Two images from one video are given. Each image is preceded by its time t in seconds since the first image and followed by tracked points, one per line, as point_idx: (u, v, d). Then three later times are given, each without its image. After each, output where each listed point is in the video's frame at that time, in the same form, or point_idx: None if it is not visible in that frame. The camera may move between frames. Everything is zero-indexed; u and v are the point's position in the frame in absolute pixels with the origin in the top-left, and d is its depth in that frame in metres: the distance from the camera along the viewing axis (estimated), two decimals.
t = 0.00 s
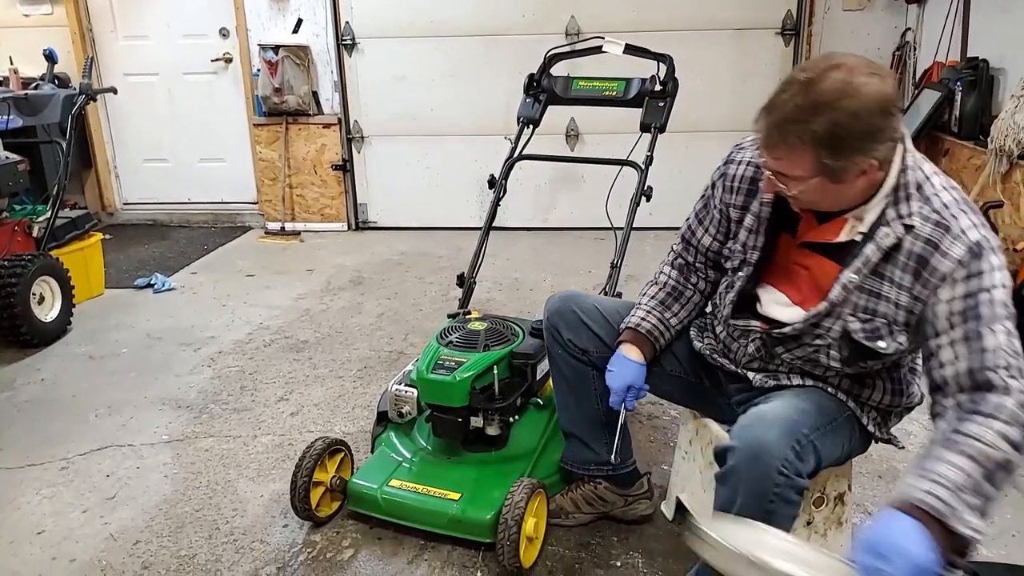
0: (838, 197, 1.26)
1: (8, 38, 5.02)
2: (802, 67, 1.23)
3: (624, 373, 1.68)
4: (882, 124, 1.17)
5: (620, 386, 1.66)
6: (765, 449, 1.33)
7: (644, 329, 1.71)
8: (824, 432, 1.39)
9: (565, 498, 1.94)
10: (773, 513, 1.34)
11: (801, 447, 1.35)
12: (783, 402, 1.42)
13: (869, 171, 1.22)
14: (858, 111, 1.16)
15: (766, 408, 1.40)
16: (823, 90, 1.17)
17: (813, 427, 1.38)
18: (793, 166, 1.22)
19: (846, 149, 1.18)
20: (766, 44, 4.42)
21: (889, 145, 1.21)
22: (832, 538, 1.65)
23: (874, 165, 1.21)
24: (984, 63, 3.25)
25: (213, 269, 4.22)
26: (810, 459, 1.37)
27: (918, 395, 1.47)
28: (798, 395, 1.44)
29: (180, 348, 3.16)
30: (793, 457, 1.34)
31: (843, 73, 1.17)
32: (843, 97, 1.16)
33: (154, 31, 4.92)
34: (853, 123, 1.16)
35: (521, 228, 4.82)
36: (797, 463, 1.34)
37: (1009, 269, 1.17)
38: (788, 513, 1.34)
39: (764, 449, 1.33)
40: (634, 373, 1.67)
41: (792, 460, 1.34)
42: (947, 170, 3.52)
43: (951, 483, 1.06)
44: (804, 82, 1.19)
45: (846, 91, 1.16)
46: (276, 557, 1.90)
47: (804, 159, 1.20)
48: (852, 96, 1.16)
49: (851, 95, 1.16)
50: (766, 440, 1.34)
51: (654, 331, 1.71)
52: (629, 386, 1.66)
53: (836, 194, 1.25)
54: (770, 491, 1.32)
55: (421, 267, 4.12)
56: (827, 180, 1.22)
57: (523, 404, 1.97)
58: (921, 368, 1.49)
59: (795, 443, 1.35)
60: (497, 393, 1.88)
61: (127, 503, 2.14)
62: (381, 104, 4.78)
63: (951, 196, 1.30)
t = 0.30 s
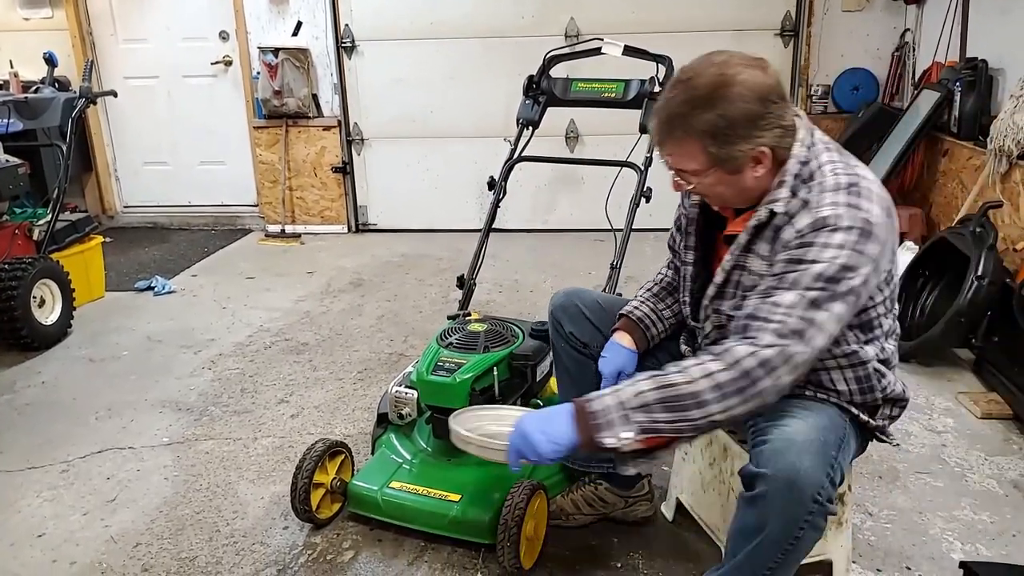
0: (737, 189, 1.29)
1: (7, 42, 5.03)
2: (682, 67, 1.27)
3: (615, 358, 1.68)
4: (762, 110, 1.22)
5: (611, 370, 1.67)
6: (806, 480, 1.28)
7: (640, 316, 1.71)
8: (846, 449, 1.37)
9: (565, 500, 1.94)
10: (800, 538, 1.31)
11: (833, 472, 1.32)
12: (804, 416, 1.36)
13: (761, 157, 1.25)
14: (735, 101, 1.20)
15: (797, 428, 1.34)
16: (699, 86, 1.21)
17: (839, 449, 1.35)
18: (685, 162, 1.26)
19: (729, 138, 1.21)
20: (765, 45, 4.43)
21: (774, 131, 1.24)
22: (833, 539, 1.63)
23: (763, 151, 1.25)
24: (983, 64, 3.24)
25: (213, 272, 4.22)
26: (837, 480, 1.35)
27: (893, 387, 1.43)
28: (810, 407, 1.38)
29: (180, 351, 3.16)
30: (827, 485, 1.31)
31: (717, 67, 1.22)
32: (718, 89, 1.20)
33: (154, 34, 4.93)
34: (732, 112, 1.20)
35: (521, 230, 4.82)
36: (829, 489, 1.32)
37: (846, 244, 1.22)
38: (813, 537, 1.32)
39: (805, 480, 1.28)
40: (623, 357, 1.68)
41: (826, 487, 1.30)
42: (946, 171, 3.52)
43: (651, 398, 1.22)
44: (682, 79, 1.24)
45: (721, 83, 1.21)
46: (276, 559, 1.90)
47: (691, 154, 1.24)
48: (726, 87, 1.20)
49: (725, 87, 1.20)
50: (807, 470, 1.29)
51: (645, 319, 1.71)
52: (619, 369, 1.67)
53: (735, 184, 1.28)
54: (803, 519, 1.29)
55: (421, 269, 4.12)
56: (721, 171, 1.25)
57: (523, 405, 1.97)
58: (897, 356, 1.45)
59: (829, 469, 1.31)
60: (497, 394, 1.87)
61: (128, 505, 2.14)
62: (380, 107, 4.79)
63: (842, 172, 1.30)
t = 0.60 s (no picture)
0: (664, 212, 1.38)
1: (7, 43, 5.03)
2: (595, 102, 1.36)
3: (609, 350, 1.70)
4: (672, 138, 1.30)
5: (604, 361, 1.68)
6: (733, 454, 1.32)
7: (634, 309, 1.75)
8: (792, 430, 1.39)
9: (564, 501, 1.97)
10: (745, 517, 1.33)
11: (767, 448, 1.35)
12: (745, 403, 1.43)
13: (679, 181, 1.33)
14: (644, 130, 1.29)
15: (732, 411, 1.41)
16: (609, 119, 1.31)
17: (776, 426, 1.38)
18: (608, 192, 1.35)
19: (645, 165, 1.30)
20: (764, 46, 4.43)
21: (689, 154, 1.33)
22: (832, 539, 1.63)
23: (680, 175, 1.33)
24: (983, 64, 3.23)
25: (213, 272, 4.22)
26: (778, 460, 1.37)
27: (855, 376, 1.44)
28: (762, 395, 1.44)
29: (180, 351, 3.15)
30: (761, 460, 1.34)
31: (624, 101, 1.31)
32: (628, 121, 1.29)
33: (154, 35, 4.93)
34: (645, 141, 1.29)
35: (520, 230, 4.82)
36: (765, 465, 1.34)
37: (729, 277, 1.30)
38: (758, 514, 1.34)
39: (732, 454, 1.32)
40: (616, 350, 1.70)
41: (758, 462, 1.33)
42: (945, 171, 3.53)
43: (559, 407, 1.45)
44: (596, 114, 1.33)
45: (630, 115, 1.29)
46: (276, 559, 1.90)
47: (612, 184, 1.33)
48: (633, 119, 1.29)
49: (633, 118, 1.29)
50: (732, 444, 1.33)
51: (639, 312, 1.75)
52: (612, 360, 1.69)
53: (659, 208, 1.37)
54: (739, 494, 1.32)
55: (421, 269, 4.12)
56: (643, 197, 1.34)
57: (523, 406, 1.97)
58: (862, 349, 1.46)
59: (760, 445, 1.35)
60: (497, 395, 1.87)
61: (127, 506, 2.14)
62: (380, 107, 4.79)
63: (746, 194, 1.34)
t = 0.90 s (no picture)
0: (627, 238, 1.39)
1: (6, 43, 5.03)
2: (546, 137, 1.39)
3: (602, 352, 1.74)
4: (623, 167, 1.32)
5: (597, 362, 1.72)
6: (697, 450, 1.36)
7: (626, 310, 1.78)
8: (766, 425, 1.40)
9: (566, 501, 1.98)
10: (717, 511, 1.37)
11: (734, 442, 1.37)
12: (720, 399, 1.45)
13: (637, 207, 1.35)
14: (595, 163, 1.31)
15: (703, 407, 1.43)
16: (560, 155, 1.33)
17: (746, 421, 1.39)
18: (568, 224, 1.37)
19: (600, 196, 1.32)
20: (764, 46, 4.42)
21: (644, 181, 1.35)
22: (832, 539, 1.63)
23: (637, 202, 1.35)
24: (983, 64, 3.23)
25: (213, 273, 4.22)
26: (749, 454, 1.38)
27: (836, 375, 1.42)
28: (738, 393, 1.45)
29: (179, 352, 3.15)
30: (726, 454, 1.36)
31: (574, 135, 1.34)
32: (578, 155, 1.32)
33: (153, 35, 4.93)
34: (597, 173, 1.31)
35: (520, 231, 4.82)
36: (732, 459, 1.37)
37: (686, 301, 1.30)
38: (730, 508, 1.37)
39: (696, 449, 1.36)
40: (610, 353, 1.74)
41: (723, 456, 1.36)
42: (944, 171, 3.53)
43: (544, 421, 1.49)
44: (548, 150, 1.36)
45: (580, 149, 1.32)
46: (276, 560, 1.89)
47: (572, 216, 1.36)
48: (583, 153, 1.31)
49: (582, 152, 1.31)
50: (696, 439, 1.37)
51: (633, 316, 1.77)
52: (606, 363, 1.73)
53: (622, 234, 1.38)
54: (706, 488, 1.36)
55: (421, 270, 4.12)
56: (602, 226, 1.36)
57: (523, 406, 1.97)
58: (845, 349, 1.44)
59: (725, 439, 1.36)
60: (496, 395, 1.87)
61: (127, 506, 2.14)
62: (380, 107, 4.79)
63: (700, 214, 1.34)
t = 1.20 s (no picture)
0: (621, 257, 1.39)
1: (6, 44, 5.03)
2: (534, 162, 1.38)
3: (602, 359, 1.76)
4: (614, 189, 1.32)
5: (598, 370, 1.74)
6: (687, 447, 1.36)
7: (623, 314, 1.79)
8: (760, 424, 1.40)
9: (565, 500, 1.96)
10: (709, 509, 1.38)
11: (725, 439, 1.37)
12: (715, 399, 1.45)
13: (630, 226, 1.35)
14: (586, 187, 1.31)
15: (696, 405, 1.43)
16: (550, 181, 1.33)
17: (738, 419, 1.39)
18: (562, 247, 1.37)
19: (593, 220, 1.32)
20: (764, 46, 4.42)
21: (636, 200, 1.35)
22: (832, 539, 1.63)
23: (630, 222, 1.34)
24: (983, 64, 3.22)
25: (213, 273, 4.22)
26: (740, 451, 1.38)
27: (833, 377, 1.42)
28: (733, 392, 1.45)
29: (179, 352, 3.15)
30: (717, 451, 1.36)
31: (562, 161, 1.33)
32: (568, 181, 1.31)
33: (154, 36, 4.93)
34: (589, 197, 1.31)
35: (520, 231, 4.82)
36: (723, 457, 1.37)
37: (683, 323, 1.31)
38: (723, 507, 1.38)
39: (687, 447, 1.36)
40: (612, 359, 1.75)
41: (714, 453, 1.36)
42: (945, 170, 3.53)
43: (556, 439, 1.51)
44: (537, 176, 1.35)
45: (570, 174, 1.31)
46: (276, 560, 1.89)
47: (565, 240, 1.36)
48: (572, 178, 1.31)
49: (571, 177, 1.31)
50: (686, 437, 1.37)
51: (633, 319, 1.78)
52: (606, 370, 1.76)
53: (617, 254, 1.38)
54: (697, 487, 1.37)
55: (421, 270, 4.12)
56: (598, 247, 1.36)
57: (522, 406, 1.97)
58: (843, 351, 1.43)
59: (716, 437, 1.37)
60: (496, 395, 1.88)
61: (127, 506, 2.14)
62: (380, 108, 4.79)
63: (693, 231, 1.34)
